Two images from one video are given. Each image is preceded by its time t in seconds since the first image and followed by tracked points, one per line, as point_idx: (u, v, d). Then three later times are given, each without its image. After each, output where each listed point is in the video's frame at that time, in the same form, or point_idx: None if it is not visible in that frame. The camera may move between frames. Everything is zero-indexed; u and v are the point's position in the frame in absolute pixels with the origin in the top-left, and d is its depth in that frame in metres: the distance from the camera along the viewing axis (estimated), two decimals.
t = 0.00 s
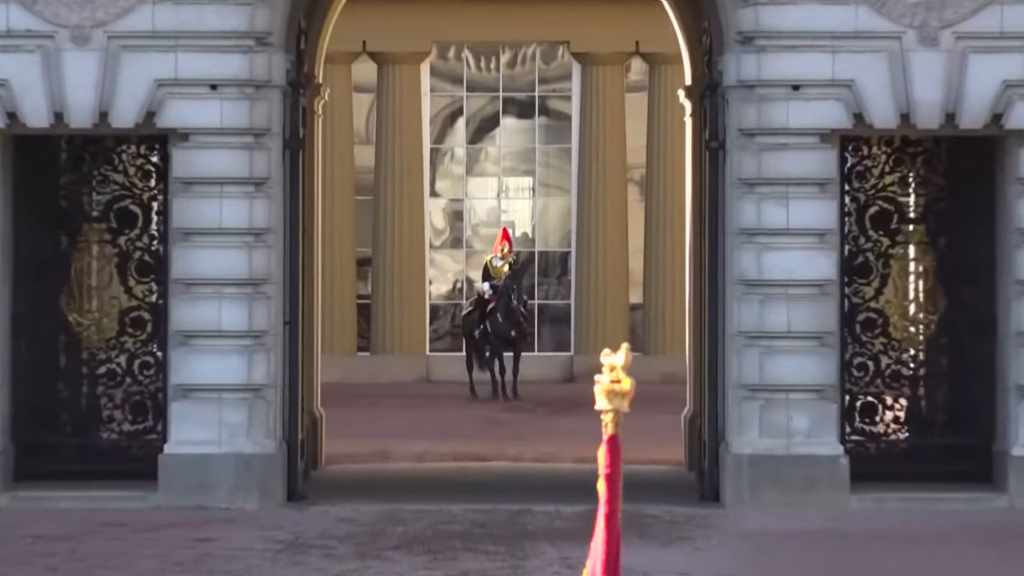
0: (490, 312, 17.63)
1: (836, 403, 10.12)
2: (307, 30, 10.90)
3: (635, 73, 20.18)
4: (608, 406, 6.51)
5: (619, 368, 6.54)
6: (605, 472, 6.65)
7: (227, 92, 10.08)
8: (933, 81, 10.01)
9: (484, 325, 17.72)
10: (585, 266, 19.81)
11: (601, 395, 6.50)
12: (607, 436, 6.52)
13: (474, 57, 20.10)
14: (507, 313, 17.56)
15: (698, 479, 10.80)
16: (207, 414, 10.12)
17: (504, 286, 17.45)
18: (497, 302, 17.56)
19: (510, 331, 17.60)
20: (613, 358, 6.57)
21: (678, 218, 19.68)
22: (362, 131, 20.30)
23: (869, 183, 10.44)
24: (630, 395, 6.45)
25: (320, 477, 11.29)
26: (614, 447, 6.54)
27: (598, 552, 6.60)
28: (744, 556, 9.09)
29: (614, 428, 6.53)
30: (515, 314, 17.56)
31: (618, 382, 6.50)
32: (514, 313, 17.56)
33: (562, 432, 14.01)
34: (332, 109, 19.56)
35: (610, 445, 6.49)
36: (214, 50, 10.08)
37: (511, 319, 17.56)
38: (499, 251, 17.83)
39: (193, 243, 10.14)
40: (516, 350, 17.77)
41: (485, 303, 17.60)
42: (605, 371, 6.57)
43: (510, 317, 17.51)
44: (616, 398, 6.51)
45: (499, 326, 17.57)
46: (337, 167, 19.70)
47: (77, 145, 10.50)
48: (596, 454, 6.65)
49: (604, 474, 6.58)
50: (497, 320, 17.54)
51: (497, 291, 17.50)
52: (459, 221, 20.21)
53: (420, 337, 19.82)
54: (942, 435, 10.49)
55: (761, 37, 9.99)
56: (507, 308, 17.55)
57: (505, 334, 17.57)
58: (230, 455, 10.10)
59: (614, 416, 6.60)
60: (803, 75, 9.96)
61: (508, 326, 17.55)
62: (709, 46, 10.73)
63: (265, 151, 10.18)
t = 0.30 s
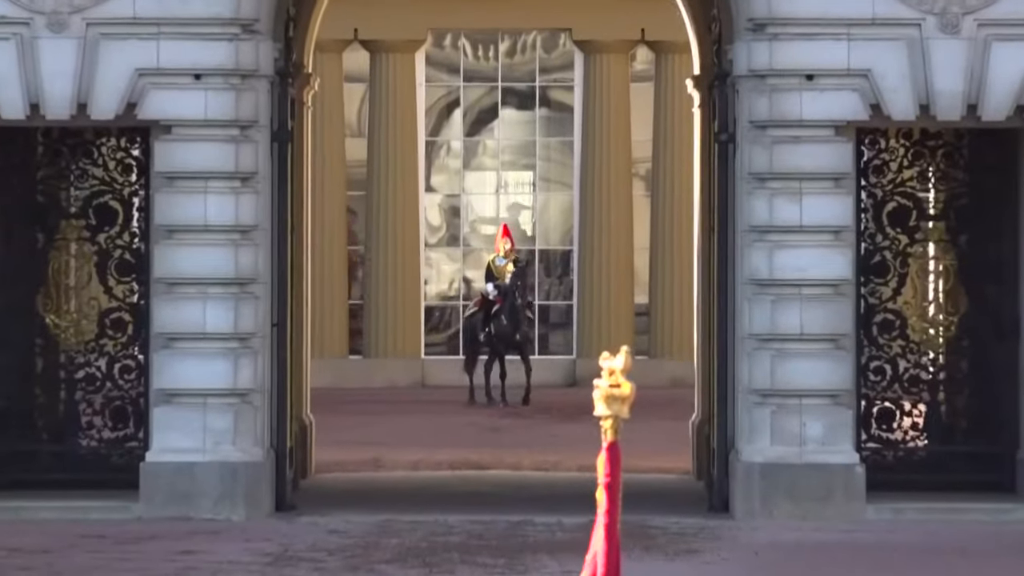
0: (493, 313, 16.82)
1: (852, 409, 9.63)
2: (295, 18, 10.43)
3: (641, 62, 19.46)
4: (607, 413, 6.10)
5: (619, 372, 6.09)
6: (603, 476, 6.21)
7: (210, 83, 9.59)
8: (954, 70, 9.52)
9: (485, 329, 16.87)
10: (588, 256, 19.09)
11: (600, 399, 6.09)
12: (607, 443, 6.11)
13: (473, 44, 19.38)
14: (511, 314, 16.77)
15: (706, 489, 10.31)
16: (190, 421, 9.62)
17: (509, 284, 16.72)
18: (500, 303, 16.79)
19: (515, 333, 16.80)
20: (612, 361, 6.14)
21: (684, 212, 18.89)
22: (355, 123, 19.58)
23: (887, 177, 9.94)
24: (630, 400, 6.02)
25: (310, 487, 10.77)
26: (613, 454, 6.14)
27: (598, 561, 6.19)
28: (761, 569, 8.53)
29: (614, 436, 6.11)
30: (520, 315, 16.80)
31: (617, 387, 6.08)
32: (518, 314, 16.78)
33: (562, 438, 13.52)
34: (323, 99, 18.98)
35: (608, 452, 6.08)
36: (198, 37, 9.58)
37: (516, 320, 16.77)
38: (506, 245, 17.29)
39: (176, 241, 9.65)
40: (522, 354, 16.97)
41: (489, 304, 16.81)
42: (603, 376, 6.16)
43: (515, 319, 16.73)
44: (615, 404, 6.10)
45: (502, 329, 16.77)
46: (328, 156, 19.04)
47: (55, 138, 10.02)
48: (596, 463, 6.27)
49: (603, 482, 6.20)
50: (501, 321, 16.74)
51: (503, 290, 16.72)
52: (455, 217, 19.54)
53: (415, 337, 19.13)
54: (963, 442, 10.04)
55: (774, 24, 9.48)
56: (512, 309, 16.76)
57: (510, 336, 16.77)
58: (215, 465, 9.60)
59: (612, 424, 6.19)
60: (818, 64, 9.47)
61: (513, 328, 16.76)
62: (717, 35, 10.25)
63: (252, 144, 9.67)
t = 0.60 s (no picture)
0: (498, 312, 16.70)
1: (855, 411, 9.53)
2: (292, 16, 10.30)
3: (642, 59, 18.82)
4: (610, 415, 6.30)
5: (621, 375, 6.27)
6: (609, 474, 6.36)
7: (206, 82, 9.48)
8: (959, 68, 9.42)
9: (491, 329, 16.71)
10: (590, 255, 18.52)
11: (603, 403, 6.28)
12: (610, 444, 6.33)
13: (472, 42, 18.77)
14: (515, 313, 16.65)
15: (709, 490, 10.21)
16: (187, 423, 9.52)
17: (514, 283, 16.57)
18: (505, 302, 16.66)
19: (519, 332, 16.66)
20: (616, 362, 6.30)
21: (684, 210, 18.42)
22: (353, 120, 18.90)
23: (890, 176, 9.85)
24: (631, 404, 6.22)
25: (308, 489, 10.68)
26: (616, 456, 6.35)
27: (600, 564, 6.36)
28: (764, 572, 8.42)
29: (617, 436, 6.33)
30: (525, 314, 16.67)
31: (620, 389, 6.26)
32: (523, 313, 16.65)
33: (563, 440, 13.43)
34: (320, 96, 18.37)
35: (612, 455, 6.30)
36: (195, 34, 9.47)
37: (521, 319, 16.67)
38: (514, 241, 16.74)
39: (171, 241, 9.55)
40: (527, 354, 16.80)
41: (494, 304, 16.67)
42: (608, 376, 6.34)
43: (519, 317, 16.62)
44: (619, 405, 6.28)
45: (506, 327, 16.64)
46: (324, 153, 18.53)
47: (50, 137, 9.92)
48: (600, 462, 6.46)
49: (606, 484, 6.37)
50: (505, 320, 16.62)
51: (507, 289, 16.55)
52: (455, 217, 18.86)
53: (415, 338, 18.64)
54: (967, 444, 9.96)
55: (776, 22, 9.39)
56: (517, 308, 16.65)
57: (515, 335, 16.63)
58: (211, 468, 9.50)
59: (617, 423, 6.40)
60: (821, 61, 9.37)
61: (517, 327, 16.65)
62: (719, 34, 10.18)
63: (249, 143, 9.57)
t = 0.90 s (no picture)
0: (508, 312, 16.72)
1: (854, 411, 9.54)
2: (292, 16, 10.30)
3: (642, 60, 18.82)
4: (609, 414, 6.26)
5: (620, 373, 6.28)
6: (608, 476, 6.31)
7: (207, 82, 9.49)
8: (959, 68, 9.42)
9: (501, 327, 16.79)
10: (590, 255, 18.54)
11: (602, 401, 6.28)
12: (609, 444, 6.26)
13: (472, 42, 18.73)
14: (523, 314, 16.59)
15: (709, 490, 10.23)
16: (187, 423, 9.53)
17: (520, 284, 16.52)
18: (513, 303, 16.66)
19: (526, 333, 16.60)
20: (613, 362, 6.32)
21: (683, 210, 18.44)
22: (353, 120, 18.98)
23: (890, 176, 9.86)
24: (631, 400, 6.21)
25: (308, 489, 10.69)
26: (615, 456, 6.27)
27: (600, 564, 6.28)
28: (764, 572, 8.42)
29: (615, 436, 6.27)
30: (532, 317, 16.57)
31: (618, 388, 6.26)
32: (530, 315, 16.55)
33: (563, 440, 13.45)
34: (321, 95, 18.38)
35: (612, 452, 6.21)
36: (196, 35, 9.49)
37: (528, 321, 16.58)
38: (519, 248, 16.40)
39: (171, 241, 9.56)
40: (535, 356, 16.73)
41: (503, 303, 16.73)
42: (605, 376, 6.34)
43: (524, 319, 16.53)
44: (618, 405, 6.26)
45: (513, 328, 16.65)
46: (324, 154, 18.55)
47: (50, 137, 9.92)
48: (597, 467, 6.38)
49: (605, 483, 6.29)
50: (512, 320, 16.62)
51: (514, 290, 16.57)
52: (455, 217, 18.87)
53: (415, 337, 18.65)
54: (967, 444, 9.99)
55: (776, 22, 9.40)
56: (524, 309, 16.56)
57: (521, 336, 16.61)
58: (212, 468, 9.51)
59: (616, 425, 6.35)
60: (821, 61, 9.38)
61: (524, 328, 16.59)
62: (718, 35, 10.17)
63: (249, 143, 9.58)
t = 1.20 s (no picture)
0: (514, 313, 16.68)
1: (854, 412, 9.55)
2: (291, 17, 10.30)
3: (642, 61, 18.80)
4: (617, 414, 5.11)
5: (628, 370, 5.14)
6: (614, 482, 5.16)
7: (207, 83, 9.50)
8: (959, 69, 9.43)
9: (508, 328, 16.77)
10: (590, 256, 18.53)
11: (608, 401, 5.15)
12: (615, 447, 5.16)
13: (472, 44, 18.71)
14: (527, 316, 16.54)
15: (709, 491, 10.24)
16: (187, 424, 9.54)
17: (524, 286, 16.47)
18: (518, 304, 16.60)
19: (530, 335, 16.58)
20: (620, 359, 5.20)
21: (683, 211, 18.45)
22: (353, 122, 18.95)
23: (889, 178, 9.85)
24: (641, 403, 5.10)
25: (309, 490, 10.70)
26: (623, 459, 5.18)
27: None
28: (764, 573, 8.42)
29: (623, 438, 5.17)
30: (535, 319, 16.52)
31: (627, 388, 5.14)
32: (534, 317, 16.50)
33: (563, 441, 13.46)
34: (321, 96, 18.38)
35: (619, 455, 5.11)
36: (196, 36, 9.49)
37: (532, 323, 16.55)
38: (525, 257, 16.15)
39: (171, 241, 9.56)
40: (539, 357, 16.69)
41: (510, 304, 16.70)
42: (611, 374, 5.21)
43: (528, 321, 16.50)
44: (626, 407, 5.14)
45: (519, 330, 16.63)
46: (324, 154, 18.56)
47: (49, 138, 9.93)
48: (601, 468, 5.30)
49: (612, 485, 5.17)
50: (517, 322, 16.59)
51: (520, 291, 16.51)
52: (455, 218, 18.85)
53: (415, 339, 18.66)
54: (966, 445, 10.01)
55: (775, 24, 9.40)
56: (529, 312, 16.52)
57: (526, 338, 16.61)
58: (211, 468, 9.51)
59: (621, 423, 5.24)
60: (820, 62, 9.38)
61: (529, 331, 16.59)
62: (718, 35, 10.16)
63: (249, 145, 9.59)
